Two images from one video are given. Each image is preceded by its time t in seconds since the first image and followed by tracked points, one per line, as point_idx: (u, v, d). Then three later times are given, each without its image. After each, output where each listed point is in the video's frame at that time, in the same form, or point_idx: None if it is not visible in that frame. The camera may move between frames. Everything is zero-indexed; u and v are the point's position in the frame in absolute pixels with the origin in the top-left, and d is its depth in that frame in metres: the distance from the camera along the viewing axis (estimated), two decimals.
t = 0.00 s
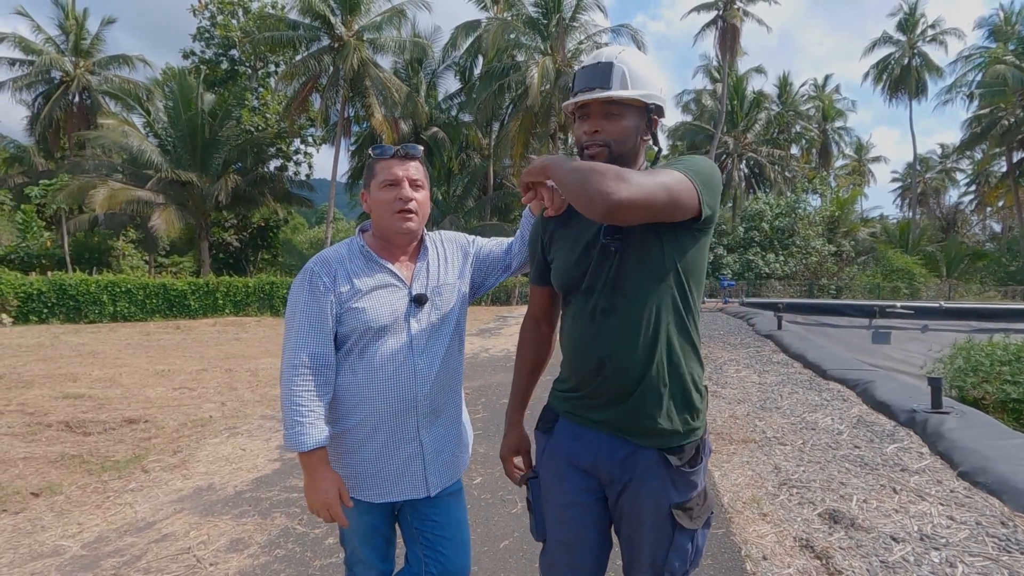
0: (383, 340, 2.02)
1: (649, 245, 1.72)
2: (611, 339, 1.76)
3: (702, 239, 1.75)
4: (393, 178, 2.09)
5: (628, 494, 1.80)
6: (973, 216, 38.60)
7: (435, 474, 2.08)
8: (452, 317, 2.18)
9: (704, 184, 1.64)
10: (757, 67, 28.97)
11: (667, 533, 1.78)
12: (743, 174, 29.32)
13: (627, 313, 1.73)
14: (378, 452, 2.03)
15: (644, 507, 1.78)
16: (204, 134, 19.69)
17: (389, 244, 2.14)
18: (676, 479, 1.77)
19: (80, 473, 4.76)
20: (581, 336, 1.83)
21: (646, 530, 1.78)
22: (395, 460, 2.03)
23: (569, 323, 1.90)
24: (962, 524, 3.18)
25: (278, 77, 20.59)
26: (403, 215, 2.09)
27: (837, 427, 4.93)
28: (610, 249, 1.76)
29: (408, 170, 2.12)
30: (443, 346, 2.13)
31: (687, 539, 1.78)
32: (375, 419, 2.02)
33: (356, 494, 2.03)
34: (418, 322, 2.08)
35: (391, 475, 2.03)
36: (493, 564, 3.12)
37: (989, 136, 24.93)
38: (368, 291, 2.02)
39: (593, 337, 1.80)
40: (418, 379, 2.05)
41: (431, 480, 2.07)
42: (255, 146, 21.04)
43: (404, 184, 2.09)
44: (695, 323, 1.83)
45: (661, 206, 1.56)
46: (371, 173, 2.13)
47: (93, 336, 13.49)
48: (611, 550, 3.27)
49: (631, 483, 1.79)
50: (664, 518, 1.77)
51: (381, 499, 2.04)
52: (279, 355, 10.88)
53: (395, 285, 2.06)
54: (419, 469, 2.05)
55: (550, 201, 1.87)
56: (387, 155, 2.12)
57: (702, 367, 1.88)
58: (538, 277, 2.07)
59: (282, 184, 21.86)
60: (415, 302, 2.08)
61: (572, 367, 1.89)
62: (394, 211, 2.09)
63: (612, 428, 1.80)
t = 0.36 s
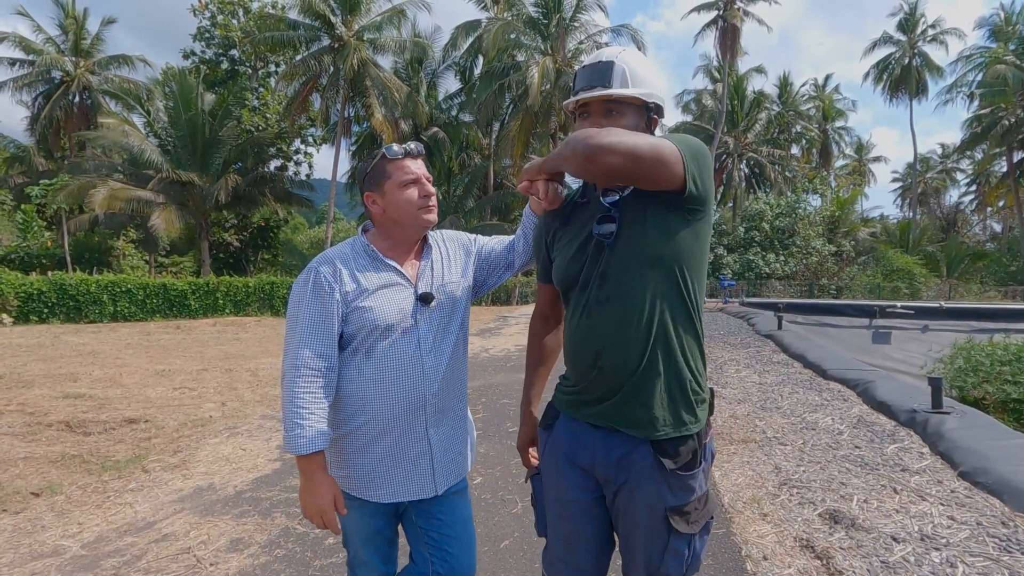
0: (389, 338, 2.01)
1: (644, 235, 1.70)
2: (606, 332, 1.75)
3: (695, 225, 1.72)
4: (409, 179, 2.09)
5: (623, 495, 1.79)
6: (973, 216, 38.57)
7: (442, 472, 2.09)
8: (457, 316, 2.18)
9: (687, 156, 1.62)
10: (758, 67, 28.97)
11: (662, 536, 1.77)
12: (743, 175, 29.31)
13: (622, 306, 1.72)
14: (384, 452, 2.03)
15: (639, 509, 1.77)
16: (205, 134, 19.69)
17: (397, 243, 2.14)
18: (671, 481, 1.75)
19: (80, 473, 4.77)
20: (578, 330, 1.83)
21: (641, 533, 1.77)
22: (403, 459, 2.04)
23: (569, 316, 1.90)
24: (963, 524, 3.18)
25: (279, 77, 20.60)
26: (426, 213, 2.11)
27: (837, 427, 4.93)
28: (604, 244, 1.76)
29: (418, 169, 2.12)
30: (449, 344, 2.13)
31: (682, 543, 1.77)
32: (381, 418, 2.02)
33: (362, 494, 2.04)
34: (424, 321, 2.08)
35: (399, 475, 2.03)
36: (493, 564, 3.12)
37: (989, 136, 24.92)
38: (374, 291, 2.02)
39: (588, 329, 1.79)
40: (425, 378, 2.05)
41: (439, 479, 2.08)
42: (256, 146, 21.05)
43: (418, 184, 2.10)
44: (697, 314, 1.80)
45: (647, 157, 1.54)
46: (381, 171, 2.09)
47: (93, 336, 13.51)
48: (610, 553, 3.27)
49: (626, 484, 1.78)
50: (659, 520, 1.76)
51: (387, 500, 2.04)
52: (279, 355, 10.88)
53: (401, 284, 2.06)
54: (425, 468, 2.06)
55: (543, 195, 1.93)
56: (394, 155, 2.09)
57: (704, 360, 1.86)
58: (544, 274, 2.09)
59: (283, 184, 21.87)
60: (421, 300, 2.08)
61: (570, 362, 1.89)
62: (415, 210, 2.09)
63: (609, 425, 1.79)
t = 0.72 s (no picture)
0: (397, 333, 2.02)
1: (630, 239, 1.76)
2: (595, 327, 1.81)
3: (692, 241, 1.71)
4: (406, 178, 2.08)
5: (608, 486, 1.80)
6: (972, 216, 38.59)
7: (455, 460, 2.12)
8: (456, 306, 2.21)
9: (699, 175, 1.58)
10: (757, 67, 28.97)
11: (645, 528, 1.76)
12: (742, 175, 29.30)
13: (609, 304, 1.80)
14: (395, 449, 2.04)
15: (621, 503, 1.77)
16: (204, 134, 19.67)
17: (393, 241, 2.15)
18: (655, 476, 1.75)
19: (79, 473, 4.76)
20: (571, 323, 1.92)
21: (622, 523, 1.77)
22: (416, 452, 2.05)
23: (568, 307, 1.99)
24: (962, 524, 3.18)
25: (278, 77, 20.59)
26: (423, 212, 2.10)
27: (836, 428, 4.93)
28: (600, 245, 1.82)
29: (413, 168, 2.12)
30: (450, 337, 2.16)
31: (664, 537, 1.76)
32: (389, 416, 2.02)
33: (379, 491, 2.04)
34: (426, 315, 2.09)
35: (414, 470, 2.05)
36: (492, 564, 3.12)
37: (988, 136, 24.94)
38: (377, 288, 2.02)
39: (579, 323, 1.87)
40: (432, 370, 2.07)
41: (453, 467, 2.11)
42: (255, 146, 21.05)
43: (414, 183, 2.10)
44: (692, 321, 1.82)
45: (673, 196, 1.50)
46: (376, 169, 2.08)
47: (92, 336, 13.51)
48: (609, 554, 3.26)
49: (610, 476, 1.80)
50: (640, 514, 1.75)
51: (406, 495, 2.06)
52: (278, 355, 10.89)
53: (400, 280, 2.07)
54: (441, 457, 2.08)
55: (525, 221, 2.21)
56: (391, 154, 2.09)
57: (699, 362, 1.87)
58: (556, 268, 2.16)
59: (282, 184, 21.87)
60: (421, 295, 2.09)
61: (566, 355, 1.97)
62: (414, 211, 2.10)
63: (596, 419, 1.83)
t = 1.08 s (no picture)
0: (391, 336, 1.99)
1: (607, 259, 1.92)
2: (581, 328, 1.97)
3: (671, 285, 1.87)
4: (415, 179, 2.09)
5: (605, 475, 1.90)
6: (973, 217, 38.53)
7: (448, 470, 2.09)
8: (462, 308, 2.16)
9: (697, 263, 1.71)
10: (758, 68, 28.97)
11: (643, 516, 1.84)
12: (743, 175, 29.28)
13: (598, 305, 1.97)
14: (389, 454, 2.02)
15: (618, 490, 1.87)
16: (206, 135, 19.67)
17: (395, 241, 2.12)
18: (649, 465, 1.84)
19: (80, 474, 4.76)
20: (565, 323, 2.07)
21: (621, 515, 1.86)
22: (411, 457, 2.04)
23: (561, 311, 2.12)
24: (964, 526, 3.18)
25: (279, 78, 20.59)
26: (429, 214, 2.10)
27: (838, 429, 4.92)
28: (583, 257, 1.97)
29: (421, 169, 2.12)
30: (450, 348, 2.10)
31: (661, 523, 1.84)
32: (383, 421, 2.01)
33: (372, 494, 2.03)
34: (423, 325, 2.05)
35: (407, 476, 2.03)
36: (493, 565, 3.12)
37: (990, 137, 24.91)
38: (374, 289, 2.00)
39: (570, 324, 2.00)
40: (427, 375, 2.03)
41: (446, 476, 2.08)
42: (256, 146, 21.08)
43: (422, 184, 2.10)
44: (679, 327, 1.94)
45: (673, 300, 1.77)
46: (383, 168, 2.08)
47: (93, 336, 13.53)
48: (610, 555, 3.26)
49: (606, 466, 1.89)
50: (637, 502, 1.84)
51: (398, 500, 2.04)
52: (279, 356, 10.89)
53: (398, 285, 2.04)
54: (434, 466, 2.06)
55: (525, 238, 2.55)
56: (399, 155, 2.09)
57: (687, 360, 1.98)
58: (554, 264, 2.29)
59: (283, 185, 21.88)
60: (418, 301, 2.05)
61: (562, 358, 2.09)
62: (421, 211, 2.09)
63: (591, 416, 1.92)
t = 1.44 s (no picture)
0: (386, 337, 1.97)
1: (600, 265, 1.97)
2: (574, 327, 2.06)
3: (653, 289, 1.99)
4: (404, 177, 2.04)
5: (607, 456, 2.04)
6: (982, 215, 38.26)
7: (449, 479, 2.02)
8: (470, 312, 2.09)
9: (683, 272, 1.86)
10: (764, 67, 28.85)
11: (643, 491, 1.97)
12: (750, 175, 29.21)
13: (599, 309, 2.01)
14: (386, 457, 1.98)
15: (620, 469, 2.00)
16: (212, 135, 19.74)
17: (399, 244, 2.08)
18: (646, 442, 1.98)
19: (88, 473, 4.79)
20: (557, 323, 2.11)
21: (624, 493, 1.99)
22: (407, 463, 1.98)
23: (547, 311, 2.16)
24: (973, 527, 3.16)
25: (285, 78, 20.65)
26: (417, 216, 2.03)
27: (845, 429, 4.90)
28: (576, 265, 2.01)
29: (417, 167, 2.06)
30: (453, 352, 2.04)
31: (660, 496, 1.96)
32: (377, 423, 1.98)
33: (368, 496, 2.01)
34: (426, 325, 2.00)
35: (399, 482, 1.98)
36: (497, 564, 3.13)
37: (999, 135, 24.74)
38: (375, 289, 1.98)
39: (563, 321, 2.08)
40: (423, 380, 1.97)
41: (446, 486, 2.01)
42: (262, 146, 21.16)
43: (414, 182, 2.04)
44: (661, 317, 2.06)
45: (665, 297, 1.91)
46: (381, 169, 2.08)
47: (102, 335, 13.61)
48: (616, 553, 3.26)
49: (607, 448, 2.04)
50: (638, 478, 1.98)
51: (392, 505, 2.00)
52: (285, 356, 10.93)
53: (401, 284, 2.00)
54: (432, 473, 1.99)
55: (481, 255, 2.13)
56: (396, 155, 2.06)
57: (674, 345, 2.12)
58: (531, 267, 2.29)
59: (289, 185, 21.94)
60: (424, 302, 2.00)
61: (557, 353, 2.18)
62: (408, 211, 2.03)
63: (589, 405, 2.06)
